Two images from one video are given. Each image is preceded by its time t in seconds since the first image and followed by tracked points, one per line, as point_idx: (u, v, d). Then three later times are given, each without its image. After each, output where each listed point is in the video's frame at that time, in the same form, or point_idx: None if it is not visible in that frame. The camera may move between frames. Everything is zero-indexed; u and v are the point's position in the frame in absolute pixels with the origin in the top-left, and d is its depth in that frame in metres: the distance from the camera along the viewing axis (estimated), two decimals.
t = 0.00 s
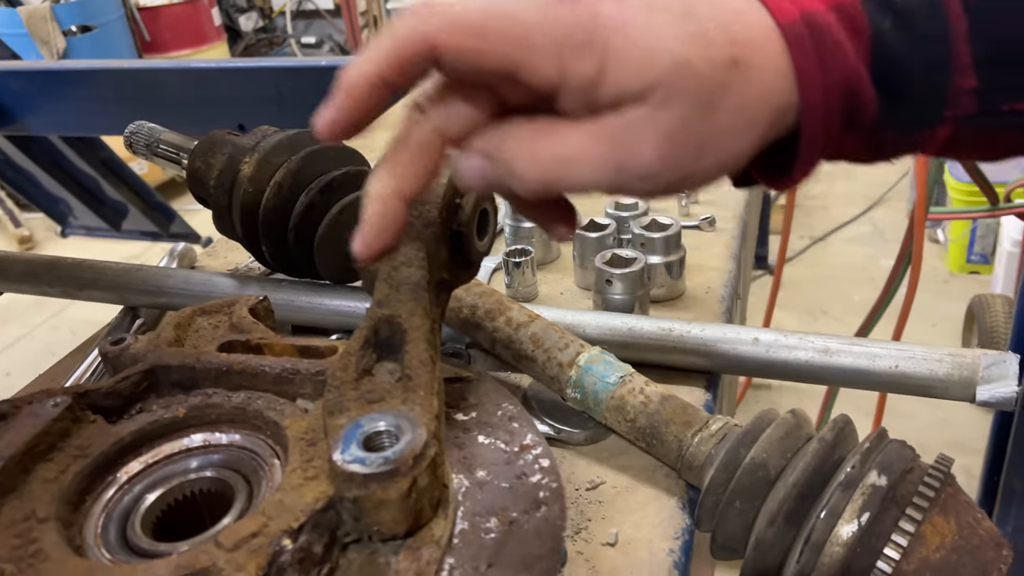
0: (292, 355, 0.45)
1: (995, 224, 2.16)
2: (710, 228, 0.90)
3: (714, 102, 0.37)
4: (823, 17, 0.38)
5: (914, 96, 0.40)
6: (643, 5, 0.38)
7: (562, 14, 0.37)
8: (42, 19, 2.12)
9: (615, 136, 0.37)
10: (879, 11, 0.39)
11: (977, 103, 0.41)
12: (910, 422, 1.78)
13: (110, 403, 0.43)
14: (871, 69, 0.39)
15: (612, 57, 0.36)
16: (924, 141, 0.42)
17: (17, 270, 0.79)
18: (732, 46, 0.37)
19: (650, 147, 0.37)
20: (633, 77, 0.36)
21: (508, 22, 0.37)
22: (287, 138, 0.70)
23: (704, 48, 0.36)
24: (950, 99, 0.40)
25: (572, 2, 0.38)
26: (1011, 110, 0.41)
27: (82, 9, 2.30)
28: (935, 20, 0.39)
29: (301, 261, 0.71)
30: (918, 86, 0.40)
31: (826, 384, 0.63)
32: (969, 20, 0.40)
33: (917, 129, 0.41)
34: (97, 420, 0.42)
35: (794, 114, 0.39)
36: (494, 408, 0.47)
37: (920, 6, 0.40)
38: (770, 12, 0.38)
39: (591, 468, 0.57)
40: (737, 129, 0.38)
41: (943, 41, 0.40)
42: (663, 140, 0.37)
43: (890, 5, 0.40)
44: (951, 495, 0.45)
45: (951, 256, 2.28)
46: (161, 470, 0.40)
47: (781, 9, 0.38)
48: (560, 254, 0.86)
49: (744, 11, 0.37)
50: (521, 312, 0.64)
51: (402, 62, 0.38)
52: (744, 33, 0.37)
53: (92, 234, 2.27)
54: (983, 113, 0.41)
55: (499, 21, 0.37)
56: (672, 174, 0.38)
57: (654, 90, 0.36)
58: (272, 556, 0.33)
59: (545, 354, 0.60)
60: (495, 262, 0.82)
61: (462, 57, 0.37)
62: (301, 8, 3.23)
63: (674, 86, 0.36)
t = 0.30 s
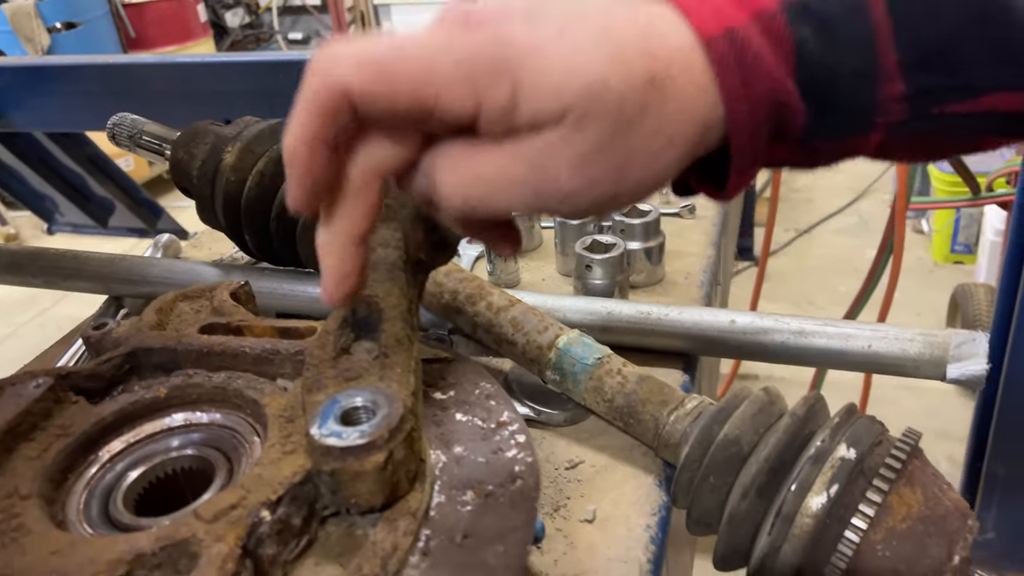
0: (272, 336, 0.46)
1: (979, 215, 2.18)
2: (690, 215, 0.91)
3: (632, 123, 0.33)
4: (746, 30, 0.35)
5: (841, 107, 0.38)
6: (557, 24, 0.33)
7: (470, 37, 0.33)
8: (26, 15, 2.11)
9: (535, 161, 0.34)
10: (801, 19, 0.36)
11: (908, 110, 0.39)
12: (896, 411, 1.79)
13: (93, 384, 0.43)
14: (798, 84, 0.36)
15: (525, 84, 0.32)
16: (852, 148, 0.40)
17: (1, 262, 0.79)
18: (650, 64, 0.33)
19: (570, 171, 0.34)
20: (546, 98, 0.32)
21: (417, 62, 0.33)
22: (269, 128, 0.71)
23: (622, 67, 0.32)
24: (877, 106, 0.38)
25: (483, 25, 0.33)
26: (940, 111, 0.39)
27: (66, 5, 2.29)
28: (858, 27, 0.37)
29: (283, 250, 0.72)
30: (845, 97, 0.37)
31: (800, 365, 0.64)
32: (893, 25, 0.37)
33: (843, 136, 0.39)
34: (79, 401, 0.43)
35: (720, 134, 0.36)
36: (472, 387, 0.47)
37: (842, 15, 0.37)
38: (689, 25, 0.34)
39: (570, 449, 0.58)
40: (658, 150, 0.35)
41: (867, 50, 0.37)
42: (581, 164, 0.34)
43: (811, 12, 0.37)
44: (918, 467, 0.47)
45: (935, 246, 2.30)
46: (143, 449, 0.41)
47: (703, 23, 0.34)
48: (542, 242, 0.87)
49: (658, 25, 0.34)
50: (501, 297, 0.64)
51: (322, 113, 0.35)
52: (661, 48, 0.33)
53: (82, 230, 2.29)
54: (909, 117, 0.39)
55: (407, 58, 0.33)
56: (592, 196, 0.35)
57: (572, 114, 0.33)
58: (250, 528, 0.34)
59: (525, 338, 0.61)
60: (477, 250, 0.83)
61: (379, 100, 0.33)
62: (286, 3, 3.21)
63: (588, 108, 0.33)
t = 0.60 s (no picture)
0: (239, 316, 0.47)
1: (959, 204, 2.20)
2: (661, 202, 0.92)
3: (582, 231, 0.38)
4: (687, 134, 0.39)
5: (786, 191, 0.40)
6: (515, 149, 0.38)
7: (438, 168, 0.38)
8: (7, 12, 2.10)
9: (502, 261, 0.39)
10: (734, 120, 0.39)
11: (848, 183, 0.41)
12: (879, 399, 1.82)
13: (63, 363, 0.44)
14: (742, 177, 0.39)
15: (486, 203, 0.38)
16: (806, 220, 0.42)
17: None
18: (596, 176, 0.38)
19: (533, 268, 0.39)
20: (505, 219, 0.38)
21: (397, 190, 0.37)
22: (241, 117, 0.72)
23: (568, 185, 0.37)
24: (819, 184, 0.40)
25: (449, 154, 0.38)
26: (883, 177, 0.41)
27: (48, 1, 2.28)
28: (787, 122, 0.39)
29: (257, 237, 0.73)
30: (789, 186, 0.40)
31: (763, 342, 0.66)
32: (822, 114, 0.39)
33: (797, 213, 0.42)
34: (49, 378, 0.44)
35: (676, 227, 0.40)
36: (435, 363, 0.49)
37: (771, 111, 0.39)
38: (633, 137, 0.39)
39: (536, 427, 0.60)
40: (611, 249, 0.39)
41: (800, 140, 0.39)
42: (546, 261, 0.39)
43: (744, 113, 0.39)
44: (866, 435, 0.48)
45: (918, 236, 2.32)
46: (112, 424, 0.42)
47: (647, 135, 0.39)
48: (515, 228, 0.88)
49: (610, 141, 0.39)
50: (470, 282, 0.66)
51: (319, 232, 0.39)
52: (610, 160, 0.38)
53: (65, 229, 2.25)
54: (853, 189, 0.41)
55: (389, 187, 0.38)
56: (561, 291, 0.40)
57: (527, 225, 0.38)
58: (212, 493, 0.35)
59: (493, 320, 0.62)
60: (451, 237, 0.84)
61: (365, 221, 0.38)
62: None
63: (542, 219, 0.38)
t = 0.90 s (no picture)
0: (184, 286, 0.49)
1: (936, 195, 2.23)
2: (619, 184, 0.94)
3: (488, 149, 0.43)
4: (592, 64, 0.44)
5: (686, 122, 0.47)
6: (424, 77, 0.43)
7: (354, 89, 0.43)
8: None
9: (416, 178, 0.44)
10: (636, 52, 0.45)
11: (747, 117, 0.47)
12: (855, 386, 1.85)
13: (10, 332, 0.46)
14: (642, 105, 0.45)
15: (396, 124, 0.42)
16: (707, 153, 0.49)
17: None
18: (502, 100, 0.43)
19: (445, 187, 0.44)
20: (415, 135, 0.42)
21: (310, 111, 0.43)
22: (201, 100, 0.74)
23: (473, 104, 0.42)
24: (720, 117, 0.47)
25: (360, 77, 0.43)
26: (780, 116, 0.47)
27: None
28: (689, 54, 0.45)
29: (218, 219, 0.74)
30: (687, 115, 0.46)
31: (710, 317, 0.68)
32: (721, 52, 0.45)
33: (700, 145, 0.48)
34: None
35: (584, 153, 0.46)
36: (377, 331, 0.50)
37: (673, 45, 0.45)
38: (545, 63, 0.44)
39: (485, 397, 0.62)
40: (521, 166, 0.44)
41: (698, 73, 0.45)
42: (453, 177, 0.44)
43: (646, 46, 0.45)
44: (794, 397, 0.50)
45: (896, 225, 2.34)
46: (56, 387, 0.44)
47: (557, 62, 0.44)
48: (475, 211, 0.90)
49: (517, 69, 0.44)
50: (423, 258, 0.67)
51: (239, 152, 0.45)
52: (516, 83, 0.43)
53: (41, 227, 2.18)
54: (752, 123, 0.47)
55: (301, 107, 0.43)
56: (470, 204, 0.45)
57: (435, 143, 0.43)
58: (145, 448, 0.37)
59: (444, 294, 0.64)
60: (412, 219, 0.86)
61: (279, 139, 0.44)
62: None
63: (449, 136, 0.42)
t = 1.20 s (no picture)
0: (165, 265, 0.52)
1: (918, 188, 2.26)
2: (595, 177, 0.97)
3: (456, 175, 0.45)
4: (557, 86, 0.46)
5: (649, 136, 0.48)
6: (396, 108, 0.45)
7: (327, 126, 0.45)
8: None
9: (393, 208, 0.46)
10: (599, 72, 0.46)
11: (706, 128, 0.48)
12: (837, 377, 1.88)
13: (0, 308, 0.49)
14: (608, 123, 0.47)
15: (368, 157, 0.44)
16: (672, 161, 0.50)
17: None
18: (468, 124, 0.45)
19: (420, 213, 0.46)
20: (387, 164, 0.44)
21: (290, 148, 0.44)
22: (184, 93, 0.76)
23: (440, 133, 0.44)
24: (679, 129, 0.48)
25: (336, 115, 0.45)
26: (737, 124, 0.48)
27: None
28: (647, 72, 0.46)
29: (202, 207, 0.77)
30: (649, 131, 0.47)
31: (673, 298, 0.71)
32: (677, 66, 0.46)
33: (662, 155, 0.49)
34: None
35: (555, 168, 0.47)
36: (348, 307, 0.53)
37: (632, 64, 0.46)
38: (514, 88, 0.46)
39: (455, 373, 0.65)
40: (490, 183, 0.46)
41: (658, 89, 0.46)
42: (427, 202, 0.46)
43: (607, 65, 0.46)
44: (740, 366, 0.53)
45: (880, 219, 2.37)
46: (44, 358, 0.47)
47: (524, 86, 0.46)
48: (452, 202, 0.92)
49: (484, 96, 0.46)
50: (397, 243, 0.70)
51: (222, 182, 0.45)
52: (481, 110, 0.45)
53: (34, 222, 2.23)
54: (711, 132, 0.48)
55: (282, 143, 0.44)
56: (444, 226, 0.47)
57: (405, 173, 0.45)
58: (125, 410, 0.40)
59: (416, 277, 0.67)
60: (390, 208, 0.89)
61: (261, 173, 0.45)
62: None
63: (419, 166, 0.44)
